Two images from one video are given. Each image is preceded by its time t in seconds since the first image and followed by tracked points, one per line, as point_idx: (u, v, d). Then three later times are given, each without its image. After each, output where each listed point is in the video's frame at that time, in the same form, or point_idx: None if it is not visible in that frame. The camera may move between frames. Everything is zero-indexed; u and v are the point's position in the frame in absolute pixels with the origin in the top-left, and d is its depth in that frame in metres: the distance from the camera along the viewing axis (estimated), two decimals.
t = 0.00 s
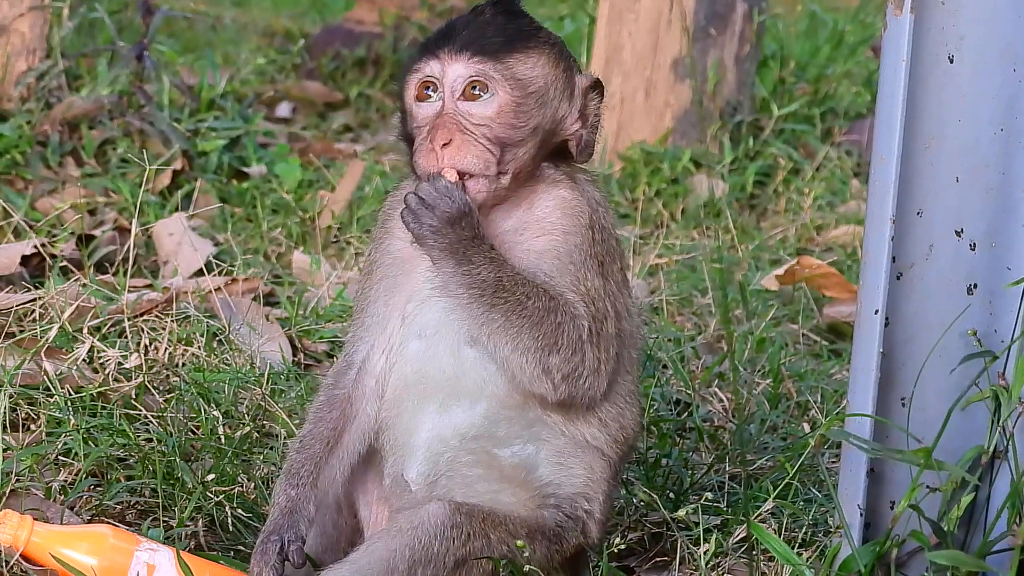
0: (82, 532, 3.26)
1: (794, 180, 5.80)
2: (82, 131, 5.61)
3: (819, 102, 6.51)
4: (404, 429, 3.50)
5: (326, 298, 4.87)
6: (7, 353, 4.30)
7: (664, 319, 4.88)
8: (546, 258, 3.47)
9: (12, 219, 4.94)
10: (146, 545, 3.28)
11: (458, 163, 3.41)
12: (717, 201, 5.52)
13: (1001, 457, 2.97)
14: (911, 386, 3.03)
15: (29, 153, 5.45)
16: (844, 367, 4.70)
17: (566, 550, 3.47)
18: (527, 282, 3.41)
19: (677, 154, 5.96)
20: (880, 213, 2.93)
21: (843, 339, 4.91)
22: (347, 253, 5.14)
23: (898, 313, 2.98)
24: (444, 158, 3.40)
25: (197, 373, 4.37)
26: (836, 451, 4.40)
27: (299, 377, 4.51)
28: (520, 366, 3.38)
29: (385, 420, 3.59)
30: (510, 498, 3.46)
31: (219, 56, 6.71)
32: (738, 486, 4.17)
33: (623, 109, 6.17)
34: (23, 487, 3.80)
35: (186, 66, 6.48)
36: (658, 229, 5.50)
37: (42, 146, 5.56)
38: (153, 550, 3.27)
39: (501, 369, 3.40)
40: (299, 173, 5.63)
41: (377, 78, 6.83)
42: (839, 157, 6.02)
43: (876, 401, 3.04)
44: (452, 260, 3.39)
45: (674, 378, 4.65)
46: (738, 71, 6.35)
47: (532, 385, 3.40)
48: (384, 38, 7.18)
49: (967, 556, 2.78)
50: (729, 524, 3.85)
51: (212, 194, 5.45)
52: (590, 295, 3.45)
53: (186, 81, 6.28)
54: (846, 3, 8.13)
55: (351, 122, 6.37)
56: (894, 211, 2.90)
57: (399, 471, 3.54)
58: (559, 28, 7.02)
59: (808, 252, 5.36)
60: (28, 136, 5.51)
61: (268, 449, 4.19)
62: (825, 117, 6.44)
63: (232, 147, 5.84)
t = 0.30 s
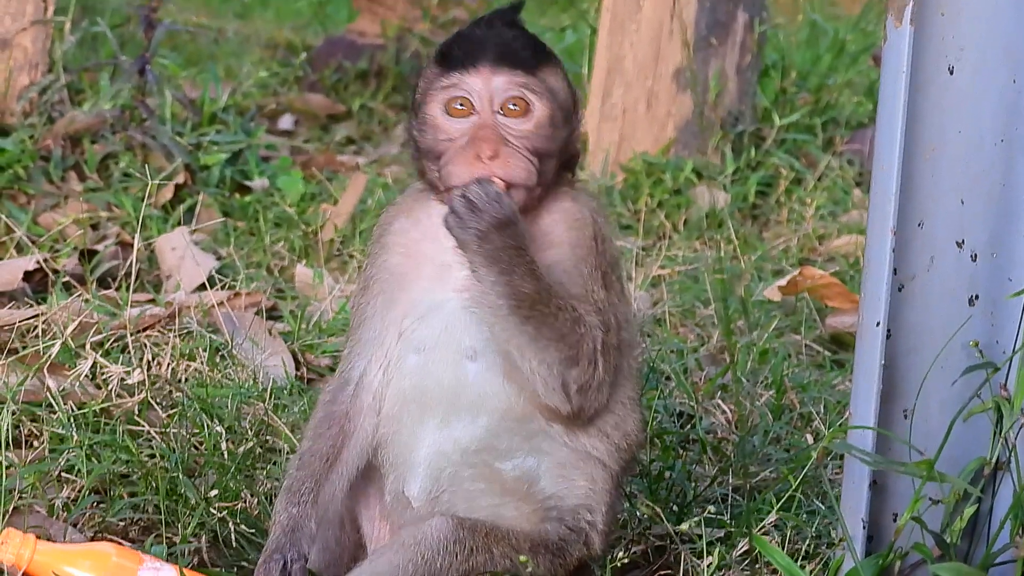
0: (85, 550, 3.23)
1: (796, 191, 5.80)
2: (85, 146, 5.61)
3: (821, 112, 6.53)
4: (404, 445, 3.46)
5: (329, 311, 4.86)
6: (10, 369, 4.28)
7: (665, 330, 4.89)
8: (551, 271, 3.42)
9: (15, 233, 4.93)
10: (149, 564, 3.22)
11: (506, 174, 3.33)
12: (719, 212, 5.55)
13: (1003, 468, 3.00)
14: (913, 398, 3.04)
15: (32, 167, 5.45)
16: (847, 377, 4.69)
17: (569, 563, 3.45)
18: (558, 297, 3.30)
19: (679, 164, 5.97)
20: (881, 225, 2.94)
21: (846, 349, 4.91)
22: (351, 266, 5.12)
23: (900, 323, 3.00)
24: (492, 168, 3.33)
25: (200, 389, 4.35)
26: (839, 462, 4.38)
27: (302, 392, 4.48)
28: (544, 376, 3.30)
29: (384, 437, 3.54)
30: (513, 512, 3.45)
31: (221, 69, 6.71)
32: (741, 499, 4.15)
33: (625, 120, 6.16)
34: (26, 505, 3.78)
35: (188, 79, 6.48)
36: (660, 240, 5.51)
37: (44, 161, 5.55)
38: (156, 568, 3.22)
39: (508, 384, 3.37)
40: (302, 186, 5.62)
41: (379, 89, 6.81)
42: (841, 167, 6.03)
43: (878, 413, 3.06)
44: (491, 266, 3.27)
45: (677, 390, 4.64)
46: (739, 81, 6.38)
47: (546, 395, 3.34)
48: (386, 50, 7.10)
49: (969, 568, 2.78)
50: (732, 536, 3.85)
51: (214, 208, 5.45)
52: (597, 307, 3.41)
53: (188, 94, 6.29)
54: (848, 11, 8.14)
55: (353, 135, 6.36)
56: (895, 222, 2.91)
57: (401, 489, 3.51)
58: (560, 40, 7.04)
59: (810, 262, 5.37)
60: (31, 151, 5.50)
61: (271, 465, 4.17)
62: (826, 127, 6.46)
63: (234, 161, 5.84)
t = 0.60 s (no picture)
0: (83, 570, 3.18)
1: (792, 207, 5.80)
2: (80, 163, 5.60)
3: (817, 128, 6.54)
4: (392, 468, 3.47)
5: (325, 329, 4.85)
6: (5, 387, 4.26)
7: (662, 347, 4.88)
8: (540, 304, 3.48)
9: (11, 251, 4.91)
10: None
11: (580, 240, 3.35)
12: (714, 228, 5.55)
13: (997, 486, 3.00)
14: (907, 416, 3.06)
15: (27, 184, 5.43)
16: (842, 395, 4.69)
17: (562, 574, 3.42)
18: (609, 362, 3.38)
19: (674, 181, 5.97)
20: (876, 242, 2.96)
21: (841, 365, 4.91)
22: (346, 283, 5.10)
23: (894, 340, 3.02)
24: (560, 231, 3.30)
25: (195, 406, 4.34)
26: (834, 478, 4.38)
27: (298, 408, 4.46)
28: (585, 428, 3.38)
29: (369, 460, 3.53)
30: (506, 526, 3.46)
31: (217, 86, 6.72)
32: (736, 515, 4.14)
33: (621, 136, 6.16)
34: (21, 523, 3.78)
35: (184, 95, 6.48)
36: (656, 256, 5.51)
37: (40, 177, 5.54)
38: None
39: (504, 408, 3.41)
40: (297, 203, 5.60)
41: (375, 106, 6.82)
42: (837, 182, 6.03)
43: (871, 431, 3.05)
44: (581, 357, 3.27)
45: (672, 407, 4.63)
46: (735, 97, 6.39)
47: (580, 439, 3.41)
48: (382, 65, 7.20)
49: None
50: (727, 553, 3.84)
51: (210, 225, 5.43)
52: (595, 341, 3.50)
53: (184, 111, 6.29)
54: (844, 26, 8.15)
55: (349, 151, 6.36)
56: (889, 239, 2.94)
57: (391, 513, 3.51)
58: (555, 56, 7.05)
59: (806, 278, 5.37)
60: (27, 167, 5.49)
61: (267, 481, 4.15)
62: (821, 143, 6.47)
63: (229, 178, 5.83)
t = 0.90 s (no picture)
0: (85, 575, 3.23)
1: (792, 218, 5.80)
2: (81, 171, 5.61)
3: (817, 139, 6.52)
4: (392, 475, 3.47)
5: (325, 337, 4.85)
6: (5, 395, 4.28)
7: (661, 357, 4.88)
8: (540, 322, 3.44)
9: (10, 260, 4.93)
10: None
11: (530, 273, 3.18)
12: (715, 238, 5.54)
13: (999, 496, 3.01)
14: (909, 425, 3.10)
15: (27, 193, 5.44)
16: (841, 405, 4.68)
17: None
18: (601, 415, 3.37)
19: (675, 192, 5.97)
20: (878, 251, 3.01)
21: (841, 376, 4.90)
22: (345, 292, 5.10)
23: (897, 349, 3.07)
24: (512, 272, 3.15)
25: (196, 414, 4.34)
26: (835, 488, 4.37)
27: (298, 417, 4.46)
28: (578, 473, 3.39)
29: (372, 467, 3.55)
30: (507, 536, 3.48)
31: (217, 96, 6.73)
32: (737, 525, 4.14)
33: (622, 146, 6.17)
34: (22, 530, 3.78)
35: (184, 105, 6.48)
36: (655, 266, 5.50)
37: (40, 186, 5.55)
38: None
39: (503, 419, 3.39)
40: (298, 212, 5.60)
41: (375, 116, 6.82)
42: (837, 193, 6.01)
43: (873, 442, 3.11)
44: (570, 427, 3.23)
45: (673, 417, 4.62)
46: (735, 108, 6.34)
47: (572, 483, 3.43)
48: (382, 76, 7.10)
49: None
50: (727, 563, 3.83)
51: (210, 234, 5.44)
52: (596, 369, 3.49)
53: (184, 121, 6.29)
54: (843, 39, 8.14)
55: (349, 161, 6.37)
56: (890, 249, 2.99)
57: (390, 519, 3.52)
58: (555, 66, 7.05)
59: (805, 289, 5.36)
60: (27, 176, 5.50)
61: (267, 490, 4.15)
62: (822, 153, 6.46)
63: (230, 187, 5.84)
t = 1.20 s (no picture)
0: None
1: (793, 224, 5.80)
2: (81, 179, 5.61)
3: (817, 145, 6.51)
4: (391, 484, 3.47)
5: (326, 344, 4.85)
6: (6, 401, 4.29)
7: (662, 363, 4.88)
8: (532, 334, 3.48)
9: (11, 267, 4.93)
10: None
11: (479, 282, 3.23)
12: (715, 245, 5.54)
13: (1000, 500, 3.03)
14: (910, 429, 3.09)
15: (28, 201, 5.44)
16: (842, 411, 4.67)
17: None
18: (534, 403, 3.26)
19: (675, 198, 5.96)
20: (878, 256, 3.00)
21: (843, 381, 4.89)
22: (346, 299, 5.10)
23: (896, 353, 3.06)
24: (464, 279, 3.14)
25: (197, 421, 4.35)
26: (835, 494, 4.37)
27: (299, 424, 4.47)
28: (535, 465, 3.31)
29: (372, 477, 3.55)
30: (508, 544, 3.46)
31: (217, 103, 6.73)
32: (738, 531, 4.13)
33: (623, 152, 6.14)
34: (23, 536, 3.79)
35: (185, 112, 6.48)
36: (656, 273, 5.50)
37: (41, 194, 5.55)
38: None
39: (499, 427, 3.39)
40: (299, 218, 5.60)
41: (376, 123, 6.82)
42: (838, 200, 6.01)
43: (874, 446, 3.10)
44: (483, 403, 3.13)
45: (673, 423, 4.61)
46: (736, 115, 6.33)
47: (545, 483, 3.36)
48: (382, 83, 7.13)
49: None
50: (729, 570, 3.86)
51: (211, 241, 5.44)
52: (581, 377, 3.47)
53: (185, 128, 6.29)
54: (843, 45, 8.14)
55: (350, 168, 6.37)
56: (891, 254, 2.98)
57: (390, 528, 3.52)
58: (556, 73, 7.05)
59: (806, 295, 5.36)
60: (28, 184, 5.50)
61: (268, 496, 4.17)
62: (822, 160, 6.45)
63: (230, 194, 5.84)
